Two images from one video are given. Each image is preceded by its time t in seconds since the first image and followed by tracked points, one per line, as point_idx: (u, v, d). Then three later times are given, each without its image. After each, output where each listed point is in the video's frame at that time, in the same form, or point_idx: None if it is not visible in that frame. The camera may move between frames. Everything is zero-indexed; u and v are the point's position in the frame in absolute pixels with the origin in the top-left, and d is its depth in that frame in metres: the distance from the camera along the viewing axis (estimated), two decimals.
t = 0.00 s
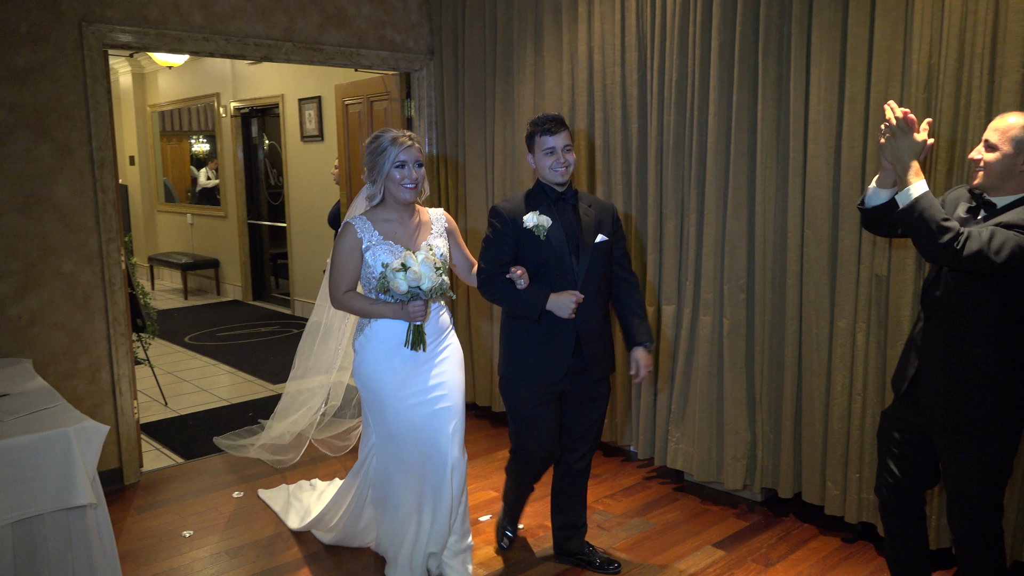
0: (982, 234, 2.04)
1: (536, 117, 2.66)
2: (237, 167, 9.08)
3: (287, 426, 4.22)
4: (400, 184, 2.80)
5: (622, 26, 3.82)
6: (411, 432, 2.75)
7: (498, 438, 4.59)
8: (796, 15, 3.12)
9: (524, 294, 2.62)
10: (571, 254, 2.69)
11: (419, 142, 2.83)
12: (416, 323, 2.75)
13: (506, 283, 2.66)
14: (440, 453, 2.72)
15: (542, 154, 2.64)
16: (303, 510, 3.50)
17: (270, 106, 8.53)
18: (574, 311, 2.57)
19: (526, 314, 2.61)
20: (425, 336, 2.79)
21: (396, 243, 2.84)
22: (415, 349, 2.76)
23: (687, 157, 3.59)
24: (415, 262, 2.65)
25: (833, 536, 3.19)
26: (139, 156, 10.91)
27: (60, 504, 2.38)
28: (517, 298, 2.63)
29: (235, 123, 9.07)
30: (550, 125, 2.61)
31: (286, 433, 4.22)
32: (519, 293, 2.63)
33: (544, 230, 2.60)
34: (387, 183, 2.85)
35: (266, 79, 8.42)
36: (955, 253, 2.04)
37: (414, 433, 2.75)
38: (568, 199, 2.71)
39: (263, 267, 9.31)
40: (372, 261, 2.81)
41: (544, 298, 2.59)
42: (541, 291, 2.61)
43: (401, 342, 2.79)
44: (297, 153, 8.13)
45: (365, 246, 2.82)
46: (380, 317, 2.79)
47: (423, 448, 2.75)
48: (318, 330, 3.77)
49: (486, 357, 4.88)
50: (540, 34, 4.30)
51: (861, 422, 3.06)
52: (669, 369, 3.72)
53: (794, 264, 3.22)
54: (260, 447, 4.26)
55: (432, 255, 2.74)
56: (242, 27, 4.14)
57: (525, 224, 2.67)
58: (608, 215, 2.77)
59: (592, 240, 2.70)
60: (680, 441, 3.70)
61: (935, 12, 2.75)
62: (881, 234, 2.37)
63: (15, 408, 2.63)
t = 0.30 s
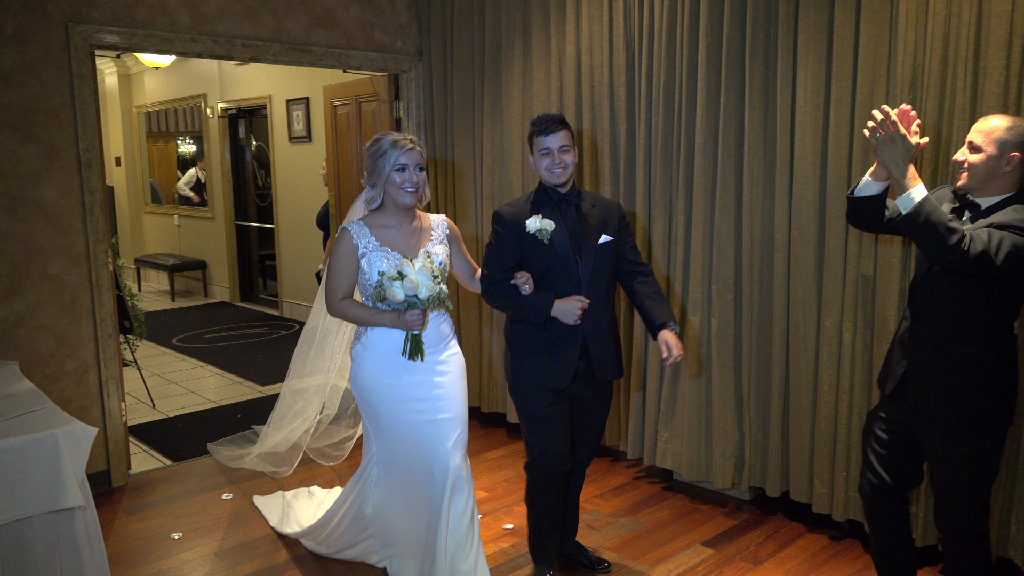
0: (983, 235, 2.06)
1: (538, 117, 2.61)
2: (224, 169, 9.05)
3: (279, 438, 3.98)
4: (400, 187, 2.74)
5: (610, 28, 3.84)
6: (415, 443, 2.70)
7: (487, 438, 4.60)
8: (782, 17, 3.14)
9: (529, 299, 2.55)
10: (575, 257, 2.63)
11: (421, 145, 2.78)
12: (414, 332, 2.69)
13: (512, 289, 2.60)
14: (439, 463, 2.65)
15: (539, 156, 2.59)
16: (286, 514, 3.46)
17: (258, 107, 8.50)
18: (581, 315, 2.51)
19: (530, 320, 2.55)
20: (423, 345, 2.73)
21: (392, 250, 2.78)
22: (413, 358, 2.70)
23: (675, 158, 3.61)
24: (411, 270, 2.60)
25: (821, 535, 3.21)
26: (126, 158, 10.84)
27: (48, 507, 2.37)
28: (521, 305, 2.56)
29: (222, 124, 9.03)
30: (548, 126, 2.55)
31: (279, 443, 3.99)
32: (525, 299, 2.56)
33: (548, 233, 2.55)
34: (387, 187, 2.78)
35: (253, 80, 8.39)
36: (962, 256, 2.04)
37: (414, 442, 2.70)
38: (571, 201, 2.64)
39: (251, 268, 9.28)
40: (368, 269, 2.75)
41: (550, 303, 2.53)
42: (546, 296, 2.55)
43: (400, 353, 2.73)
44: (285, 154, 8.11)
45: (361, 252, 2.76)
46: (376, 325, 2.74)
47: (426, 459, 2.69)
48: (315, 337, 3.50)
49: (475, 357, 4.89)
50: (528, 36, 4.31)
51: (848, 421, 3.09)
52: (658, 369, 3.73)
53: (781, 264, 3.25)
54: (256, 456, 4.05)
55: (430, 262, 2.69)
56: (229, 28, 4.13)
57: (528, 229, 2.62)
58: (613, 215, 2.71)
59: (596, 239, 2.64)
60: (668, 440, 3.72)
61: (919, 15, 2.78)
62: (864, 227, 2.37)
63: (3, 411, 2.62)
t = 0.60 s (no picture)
0: (971, 237, 2.08)
1: (536, 120, 2.55)
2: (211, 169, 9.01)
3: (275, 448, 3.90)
4: (406, 193, 2.73)
5: (598, 29, 3.86)
6: (419, 457, 2.67)
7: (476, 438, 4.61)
8: (768, 20, 3.17)
9: (532, 308, 2.50)
10: (578, 264, 2.60)
11: (425, 152, 2.79)
12: (415, 344, 2.66)
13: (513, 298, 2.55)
14: (444, 473, 2.62)
15: (534, 161, 2.55)
16: (284, 528, 3.39)
17: (245, 108, 8.47)
18: (586, 322, 2.45)
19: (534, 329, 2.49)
20: (424, 357, 2.71)
21: (393, 258, 2.76)
22: (414, 371, 2.67)
23: (662, 159, 3.63)
24: (414, 281, 2.59)
25: (808, 533, 3.24)
26: (111, 159, 10.76)
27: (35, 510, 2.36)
28: (524, 314, 2.51)
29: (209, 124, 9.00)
30: (543, 131, 2.49)
31: (275, 454, 3.90)
32: (527, 308, 2.50)
33: (549, 240, 2.52)
34: (391, 194, 2.77)
35: (240, 80, 8.36)
36: (952, 257, 2.05)
37: (417, 454, 2.67)
38: (571, 206, 2.61)
39: (238, 269, 9.25)
40: (369, 277, 2.73)
41: (553, 311, 2.48)
42: (548, 304, 2.49)
43: (400, 366, 2.71)
44: (273, 155, 8.08)
45: (361, 261, 2.74)
46: (378, 337, 2.72)
47: (430, 473, 2.66)
48: (312, 346, 3.47)
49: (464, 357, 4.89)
50: (516, 37, 4.32)
51: (834, 419, 3.12)
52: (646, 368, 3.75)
53: (768, 264, 3.27)
54: (250, 463, 3.96)
55: (432, 272, 2.67)
56: (217, 28, 4.12)
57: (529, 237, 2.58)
58: (616, 220, 2.67)
59: (599, 245, 2.61)
60: (657, 440, 3.74)
61: (904, 18, 2.81)
62: (854, 233, 2.42)
63: None
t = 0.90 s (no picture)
0: (953, 227, 2.12)
1: (520, 123, 2.57)
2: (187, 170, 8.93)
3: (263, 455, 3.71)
4: (409, 192, 2.68)
5: (577, 31, 3.88)
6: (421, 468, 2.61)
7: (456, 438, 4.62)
8: (745, 23, 3.21)
9: (528, 321, 2.49)
10: (572, 269, 2.58)
11: (431, 150, 2.73)
12: (417, 352, 2.59)
13: (508, 310, 2.53)
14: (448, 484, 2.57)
15: (518, 163, 2.57)
16: (281, 543, 3.27)
17: (222, 108, 8.41)
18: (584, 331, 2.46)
19: (532, 343, 2.47)
20: (430, 365, 2.64)
21: (398, 260, 2.71)
22: (417, 379, 2.60)
23: (642, 160, 3.66)
24: (412, 288, 2.50)
25: (785, 528, 3.28)
26: (85, 160, 10.63)
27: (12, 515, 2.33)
28: (520, 326, 2.49)
29: (185, 125, 8.92)
30: (526, 132, 2.52)
31: (263, 461, 3.71)
32: (523, 320, 2.49)
33: (543, 246, 2.48)
34: (395, 194, 2.72)
35: (216, 80, 8.30)
36: (938, 245, 2.08)
37: (421, 465, 2.61)
38: (560, 207, 2.60)
39: (215, 270, 9.18)
40: (373, 280, 2.69)
41: (550, 322, 2.47)
42: (544, 315, 2.48)
43: (403, 374, 2.64)
44: (250, 156, 8.03)
45: (366, 262, 2.69)
46: (381, 344, 2.66)
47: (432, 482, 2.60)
48: (309, 351, 3.37)
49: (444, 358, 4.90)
50: (495, 38, 4.33)
51: (811, 416, 3.16)
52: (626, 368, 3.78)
53: (746, 264, 3.31)
54: (240, 477, 3.78)
55: (433, 278, 2.56)
56: (194, 28, 4.10)
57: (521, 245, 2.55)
58: (606, 224, 2.66)
59: (592, 249, 2.58)
60: (637, 438, 3.76)
61: (877, 21, 2.86)
62: (830, 224, 2.48)
63: None
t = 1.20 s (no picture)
0: (935, 226, 2.17)
1: (512, 119, 2.49)
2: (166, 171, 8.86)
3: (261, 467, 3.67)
4: (407, 188, 2.67)
5: (558, 32, 3.91)
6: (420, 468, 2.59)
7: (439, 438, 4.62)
8: (725, 25, 3.24)
9: (523, 321, 2.38)
10: (564, 267, 2.49)
11: (431, 145, 2.70)
12: (417, 350, 2.59)
13: (500, 311, 2.41)
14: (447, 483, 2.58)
15: (510, 160, 2.47)
16: (282, 557, 3.17)
17: (201, 109, 8.35)
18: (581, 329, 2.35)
19: (528, 344, 2.37)
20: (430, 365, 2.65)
21: (397, 257, 2.70)
22: (419, 379, 2.61)
23: (624, 160, 3.69)
24: (411, 284, 2.48)
25: (765, 525, 3.32)
26: (62, 160, 10.52)
27: None
28: (515, 327, 2.39)
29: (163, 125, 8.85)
30: (520, 128, 2.44)
31: (261, 473, 3.67)
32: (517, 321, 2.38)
33: (537, 243, 2.40)
34: (393, 189, 2.71)
35: (196, 81, 8.25)
36: (920, 240, 2.13)
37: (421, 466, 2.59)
38: (551, 206, 2.52)
39: (195, 272, 9.12)
40: (371, 278, 2.67)
41: (546, 321, 2.36)
42: (540, 315, 2.38)
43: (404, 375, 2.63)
44: (230, 156, 7.98)
45: (362, 260, 2.68)
46: (379, 343, 2.63)
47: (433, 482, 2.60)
48: (306, 355, 3.37)
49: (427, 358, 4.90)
50: (477, 39, 4.35)
51: (791, 413, 3.20)
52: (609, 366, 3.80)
53: (727, 263, 3.35)
54: (238, 491, 3.67)
55: (434, 275, 2.55)
56: (174, 28, 4.08)
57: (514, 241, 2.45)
58: (596, 222, 2.60)
59: (583, 249, 2.51)
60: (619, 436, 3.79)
61: (854, 24, 2.90)
62: (809, 225, 2.52)
63: None
